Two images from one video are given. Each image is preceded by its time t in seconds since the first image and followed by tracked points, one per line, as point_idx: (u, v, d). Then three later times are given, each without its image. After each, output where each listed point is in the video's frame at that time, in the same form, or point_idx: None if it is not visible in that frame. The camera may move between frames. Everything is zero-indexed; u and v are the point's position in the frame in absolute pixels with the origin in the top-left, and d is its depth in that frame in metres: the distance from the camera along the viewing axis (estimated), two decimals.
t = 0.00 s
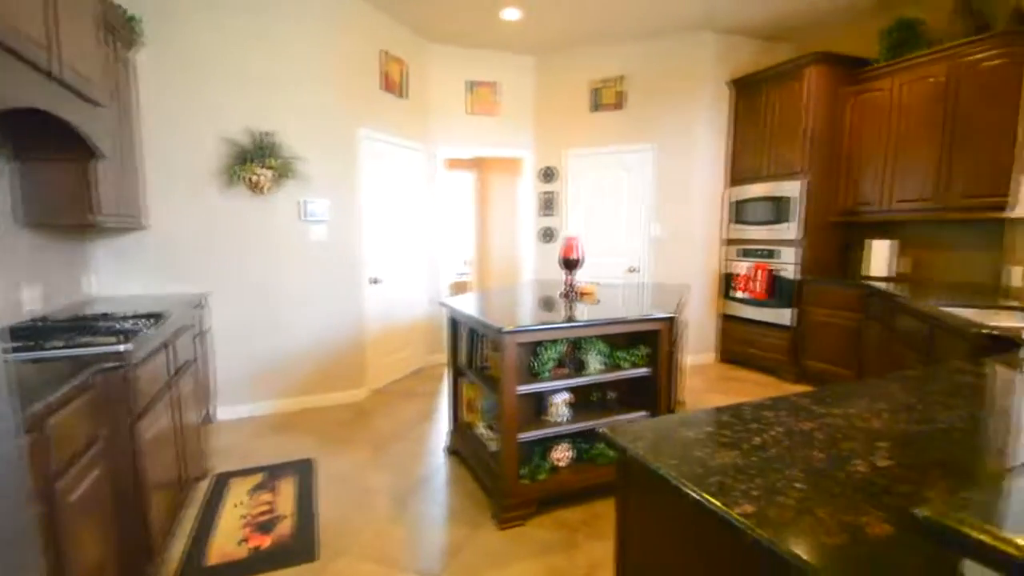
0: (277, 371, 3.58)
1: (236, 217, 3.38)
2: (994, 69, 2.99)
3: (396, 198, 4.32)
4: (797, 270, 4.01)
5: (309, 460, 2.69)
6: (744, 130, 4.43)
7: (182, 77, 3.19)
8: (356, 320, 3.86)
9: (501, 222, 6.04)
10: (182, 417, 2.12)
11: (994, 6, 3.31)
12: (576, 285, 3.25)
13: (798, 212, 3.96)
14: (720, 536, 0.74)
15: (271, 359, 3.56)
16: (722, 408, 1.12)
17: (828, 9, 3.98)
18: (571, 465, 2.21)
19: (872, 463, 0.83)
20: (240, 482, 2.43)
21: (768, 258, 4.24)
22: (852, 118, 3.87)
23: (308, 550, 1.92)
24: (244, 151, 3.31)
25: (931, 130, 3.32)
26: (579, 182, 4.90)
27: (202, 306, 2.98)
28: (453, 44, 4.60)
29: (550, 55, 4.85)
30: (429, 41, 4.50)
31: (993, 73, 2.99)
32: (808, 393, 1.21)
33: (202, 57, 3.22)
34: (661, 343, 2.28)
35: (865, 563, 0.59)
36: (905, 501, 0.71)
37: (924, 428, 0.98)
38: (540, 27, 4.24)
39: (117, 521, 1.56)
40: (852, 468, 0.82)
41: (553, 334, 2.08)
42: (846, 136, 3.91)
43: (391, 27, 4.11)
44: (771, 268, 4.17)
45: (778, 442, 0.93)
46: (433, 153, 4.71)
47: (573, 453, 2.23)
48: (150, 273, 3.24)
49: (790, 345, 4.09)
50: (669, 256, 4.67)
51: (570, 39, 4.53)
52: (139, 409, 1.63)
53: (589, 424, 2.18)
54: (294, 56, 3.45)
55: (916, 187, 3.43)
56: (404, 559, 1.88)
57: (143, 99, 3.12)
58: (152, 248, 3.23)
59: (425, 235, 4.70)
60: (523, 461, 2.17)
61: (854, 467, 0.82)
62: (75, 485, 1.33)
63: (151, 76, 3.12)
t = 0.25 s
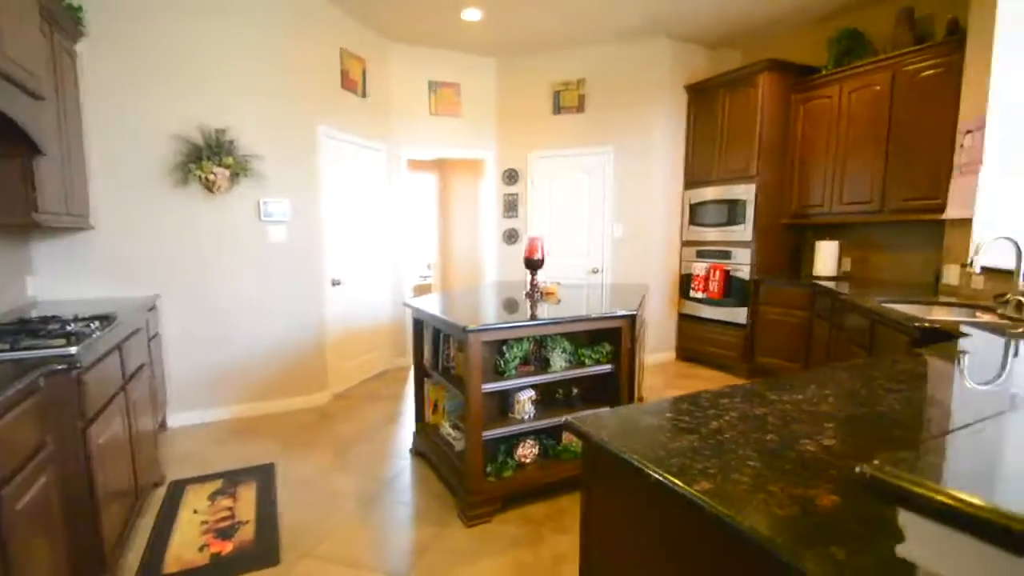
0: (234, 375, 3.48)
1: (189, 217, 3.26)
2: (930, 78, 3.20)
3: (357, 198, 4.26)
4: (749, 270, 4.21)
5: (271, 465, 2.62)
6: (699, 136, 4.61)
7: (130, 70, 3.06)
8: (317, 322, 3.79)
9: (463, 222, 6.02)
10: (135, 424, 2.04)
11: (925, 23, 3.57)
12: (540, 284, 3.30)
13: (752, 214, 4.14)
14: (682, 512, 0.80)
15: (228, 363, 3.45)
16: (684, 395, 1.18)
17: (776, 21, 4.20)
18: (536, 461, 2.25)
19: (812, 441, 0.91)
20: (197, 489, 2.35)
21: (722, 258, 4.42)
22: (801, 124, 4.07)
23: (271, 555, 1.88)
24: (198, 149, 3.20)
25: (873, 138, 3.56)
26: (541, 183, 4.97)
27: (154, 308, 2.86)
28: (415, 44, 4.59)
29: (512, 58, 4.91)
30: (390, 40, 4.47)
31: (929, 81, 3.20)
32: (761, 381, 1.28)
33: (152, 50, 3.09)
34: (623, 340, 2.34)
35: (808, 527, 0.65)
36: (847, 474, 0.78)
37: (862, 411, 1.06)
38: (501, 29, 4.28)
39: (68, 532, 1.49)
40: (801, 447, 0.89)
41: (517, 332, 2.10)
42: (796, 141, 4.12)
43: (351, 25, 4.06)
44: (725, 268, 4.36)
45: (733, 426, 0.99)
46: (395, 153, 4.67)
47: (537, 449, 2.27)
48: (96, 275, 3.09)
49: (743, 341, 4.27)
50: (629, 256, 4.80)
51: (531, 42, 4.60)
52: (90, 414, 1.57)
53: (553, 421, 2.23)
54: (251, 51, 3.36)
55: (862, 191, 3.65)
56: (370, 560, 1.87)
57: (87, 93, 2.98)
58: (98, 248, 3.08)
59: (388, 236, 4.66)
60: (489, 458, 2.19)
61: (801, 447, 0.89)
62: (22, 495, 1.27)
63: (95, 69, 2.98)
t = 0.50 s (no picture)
0: (191, 380, 3.39)
1: (143, 217, 3.16)
2: (869, 90, 3.44)
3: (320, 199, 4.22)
4: (704, 271, 4.39)
5: (232, 469, 2.58)
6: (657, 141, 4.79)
7: (78, 64, 2.95)
8: (279, 324, 3.73)
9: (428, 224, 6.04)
10: (89, 429, 1.98)
11: (864, 39, 3.83)
12: (505, 284, 3.37)
13: (707, 216, 4.33)
14: (631, 484, 0.88)
15: (185, 367, 3.36)
16: (638, 387, 1.25)
17: (729, 32, 4.40)
18: (501, 457, 2.29)
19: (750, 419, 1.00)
20: (155, 495, 2.30)
21: (679, 259, 4.60)
22: (752, 132, 4.30)
23: (235, 558, 1.86)
24: (152, 146, 3.12)
25: (817, 146, 3.79)
26: (506, 185, 5.04)
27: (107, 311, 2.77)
28: (378, 45, 4.58)
29: (475, 61, 4.96)
30: (353, 40, 4.45)
31: (868, 93, 3.44)
32: (709, 371, 1.38)
33: (102, 44, 2.99)
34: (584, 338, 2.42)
35: (737, 491, 0.74)
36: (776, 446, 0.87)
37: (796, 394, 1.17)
38: (466, 32, 4.33)
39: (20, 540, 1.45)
40: (738, 425, 0.98)
41: (481, 331, 2.15)
42: (748, 147, 4.34)
43: (313, 24, 4.02)
44: (683, 269, 4.53)
45: (680, 409, 1.08)
46: (358, 154, 4.65)
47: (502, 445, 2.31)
48: (43, 277, 2.97)
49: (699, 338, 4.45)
50: (591, 257, 4.93)
51: (495, 45, 4.66)
52: (44, 418, 1.53)
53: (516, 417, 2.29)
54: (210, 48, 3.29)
55: (807, 196, 3.87)
56: (337, 558, 1.88)
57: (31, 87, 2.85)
58: (45, 250, 2.96)
59: (352, 237, 4.62)
60: (455, 455, 2.23)
61: (739, 425, 0.98)
62: None
63: (40, 63, 2.86)
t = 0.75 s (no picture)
0: (155, 384, 3.33)
1: (103, 218, 3.10)
2: (813, 100, 3.67)
3: (286, 200, 4.20)
4: (665, 271, 4.58)
5: (200, 472, 2.58)
6: (620, 146, 4.96)
7: (33, 63, 2.89)
8: (245, 326, 3.70)
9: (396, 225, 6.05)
10: (53, 433, 1.97)
11: (809, 53, 4.08)
12: (473, 284, 3.45)
13: (666, 219, 4.52)
14: (584, 463, 0.98)
15: (148, 371, 3.31)
16: (594, 374, 1.41)
17: (686, 43, 4.61)
18: (470, 452, 2.38)
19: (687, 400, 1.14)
20: (121, 499, 2.28)
21: (641, 260, 4.78)
22: (708, 138, 4.51)
23: (206, 556, 1.88)
24: (112, 147, 3.06)
25: (767, 152, 4.02)
26: (474, 188, 5.12)
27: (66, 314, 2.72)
28: (343, 46, 4.58)
29: (442, 65, 5.02)
30: (317, 41, 4.44)
31: (812, 103, 3.68)
32: (660, 362, 1.50)
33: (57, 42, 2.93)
34: (549, 335, 2.52)
35: (674, 461, 0.85)
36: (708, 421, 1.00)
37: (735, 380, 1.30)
38: (432, 36, 4.39)
39: None
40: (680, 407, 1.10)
41: (450, 329, 2.22)
42: (704, 153, 4.55)
43: (278, 24, 4.00)
44: (645, 270, 4.71)
45: (629, 396, 1.19)
46: (324, 155, 4.64)
47: (471, 441, 2.40)
48: None
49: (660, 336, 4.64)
50: (557, 258, 5.07)
51: (462, 50, 4.74)
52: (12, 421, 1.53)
53: (485, 412, 2.36)
54: (172, 47, 3.25)
55: (760, 200, 4.10)
56: (310, 553, 1.92)
57: None
58: None
59: (318, 238, 4.61)
60: (425, 450, 2.29)
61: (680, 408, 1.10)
62: None
63: None
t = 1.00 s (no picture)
0: (118, 387, 3.27)
1: (63, 219, 3.03)
2: (764, 111, 3.91)
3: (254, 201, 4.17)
4: (630, 271, 4.75)
5: (168, 474, 2.56)
6: (586, 151, 5.11)
7: None
8: (212, 328, 3.66)
9: (365, 227, 6.03)
10: (15, 437, 1.94)
11: (761, 66, 4.31)
12: (443, 285, 3.51)
13: (630, 222, 4.69)
14: (550, 447, 1.08)
15: (110, 375, 3.24)
16: (559, 368, 1.51)
17: (648, 53, 4.79)
18: (441, 447, 2.45)
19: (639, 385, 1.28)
20: (86, 503, 2.26)
21: (607, 261, 4.93)
22: (669, 144, 4.70)
23: (178, 555, 1.90)
24: (73, 146, 3.00)
25: (724, 159, 4.23)
26: (444, 190, 5.18)
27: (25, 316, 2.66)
28: (312, 48, 4.58)
29: (412, 68, 5.07)
30: (286, 42, 4.43)
31: (764, 114, 3.91)
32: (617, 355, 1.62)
33: (15, 39, 2.86)
34: (517, 333, 2.61)
35: (629, 440, 0.96)
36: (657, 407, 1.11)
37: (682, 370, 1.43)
38: (402, 40, 4.44)
39: None
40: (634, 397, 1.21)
41: (421, 328, 2.30)
42: (665, 159, 4.73)
43: (245, 25, 3.98)
44: (611, 270, 4.87)
45: (590, 386, 1.30)
46: (293, 156, 4.62)
47: (442, 436, 2.47)
48: None
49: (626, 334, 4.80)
50: (527, 260, 5.18)
51: (431, 55, 4.80)
52: None
53: (455, 408, 2.44)
54: (136, 46, 3.21)
55: (717, 204, 4.31)
56: (283, 549, 1.96)
57: None
58: None
59: (287, 240, 4.59)
60: (397, 446, 2.35)
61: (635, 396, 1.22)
62: None
63: None
